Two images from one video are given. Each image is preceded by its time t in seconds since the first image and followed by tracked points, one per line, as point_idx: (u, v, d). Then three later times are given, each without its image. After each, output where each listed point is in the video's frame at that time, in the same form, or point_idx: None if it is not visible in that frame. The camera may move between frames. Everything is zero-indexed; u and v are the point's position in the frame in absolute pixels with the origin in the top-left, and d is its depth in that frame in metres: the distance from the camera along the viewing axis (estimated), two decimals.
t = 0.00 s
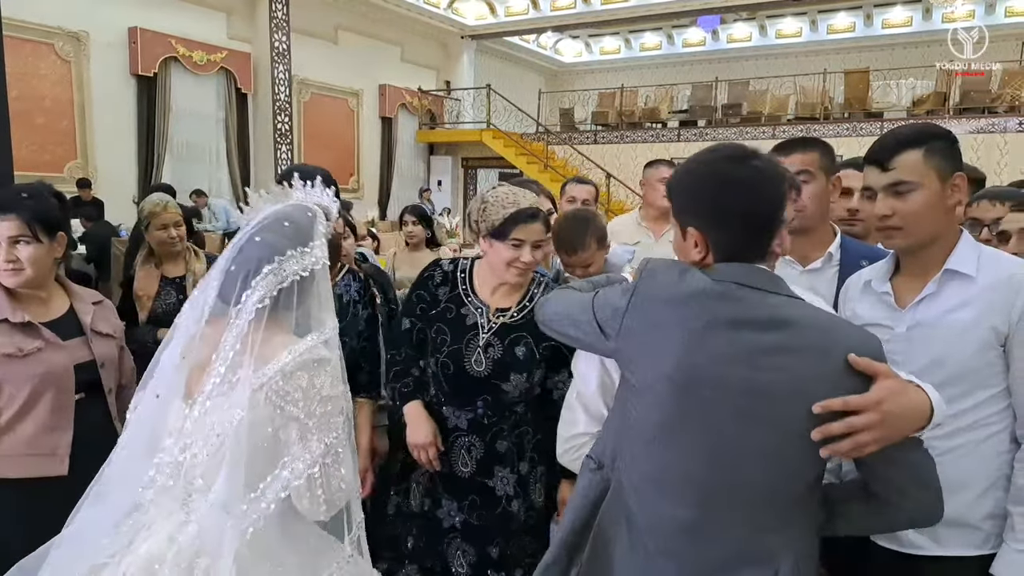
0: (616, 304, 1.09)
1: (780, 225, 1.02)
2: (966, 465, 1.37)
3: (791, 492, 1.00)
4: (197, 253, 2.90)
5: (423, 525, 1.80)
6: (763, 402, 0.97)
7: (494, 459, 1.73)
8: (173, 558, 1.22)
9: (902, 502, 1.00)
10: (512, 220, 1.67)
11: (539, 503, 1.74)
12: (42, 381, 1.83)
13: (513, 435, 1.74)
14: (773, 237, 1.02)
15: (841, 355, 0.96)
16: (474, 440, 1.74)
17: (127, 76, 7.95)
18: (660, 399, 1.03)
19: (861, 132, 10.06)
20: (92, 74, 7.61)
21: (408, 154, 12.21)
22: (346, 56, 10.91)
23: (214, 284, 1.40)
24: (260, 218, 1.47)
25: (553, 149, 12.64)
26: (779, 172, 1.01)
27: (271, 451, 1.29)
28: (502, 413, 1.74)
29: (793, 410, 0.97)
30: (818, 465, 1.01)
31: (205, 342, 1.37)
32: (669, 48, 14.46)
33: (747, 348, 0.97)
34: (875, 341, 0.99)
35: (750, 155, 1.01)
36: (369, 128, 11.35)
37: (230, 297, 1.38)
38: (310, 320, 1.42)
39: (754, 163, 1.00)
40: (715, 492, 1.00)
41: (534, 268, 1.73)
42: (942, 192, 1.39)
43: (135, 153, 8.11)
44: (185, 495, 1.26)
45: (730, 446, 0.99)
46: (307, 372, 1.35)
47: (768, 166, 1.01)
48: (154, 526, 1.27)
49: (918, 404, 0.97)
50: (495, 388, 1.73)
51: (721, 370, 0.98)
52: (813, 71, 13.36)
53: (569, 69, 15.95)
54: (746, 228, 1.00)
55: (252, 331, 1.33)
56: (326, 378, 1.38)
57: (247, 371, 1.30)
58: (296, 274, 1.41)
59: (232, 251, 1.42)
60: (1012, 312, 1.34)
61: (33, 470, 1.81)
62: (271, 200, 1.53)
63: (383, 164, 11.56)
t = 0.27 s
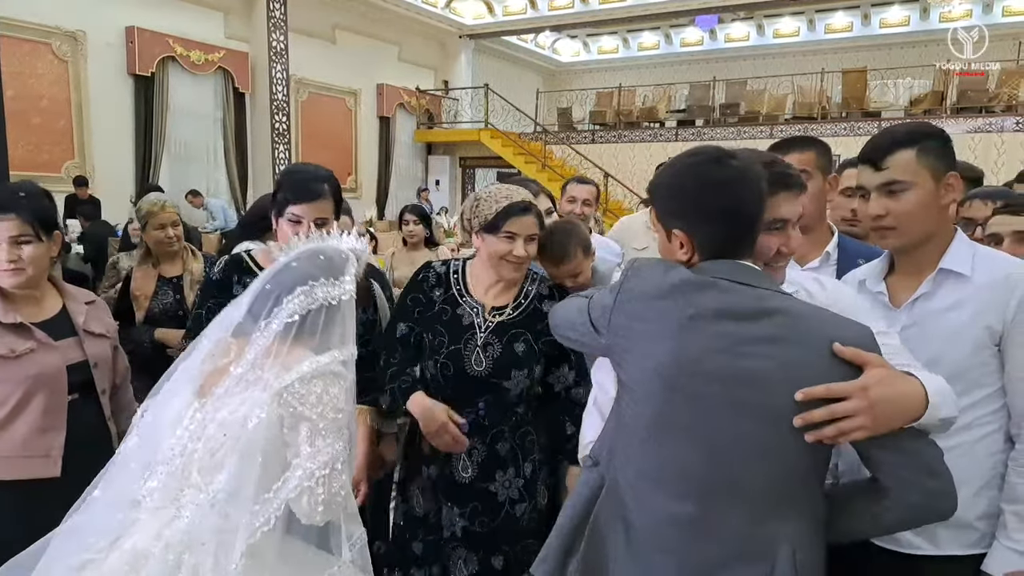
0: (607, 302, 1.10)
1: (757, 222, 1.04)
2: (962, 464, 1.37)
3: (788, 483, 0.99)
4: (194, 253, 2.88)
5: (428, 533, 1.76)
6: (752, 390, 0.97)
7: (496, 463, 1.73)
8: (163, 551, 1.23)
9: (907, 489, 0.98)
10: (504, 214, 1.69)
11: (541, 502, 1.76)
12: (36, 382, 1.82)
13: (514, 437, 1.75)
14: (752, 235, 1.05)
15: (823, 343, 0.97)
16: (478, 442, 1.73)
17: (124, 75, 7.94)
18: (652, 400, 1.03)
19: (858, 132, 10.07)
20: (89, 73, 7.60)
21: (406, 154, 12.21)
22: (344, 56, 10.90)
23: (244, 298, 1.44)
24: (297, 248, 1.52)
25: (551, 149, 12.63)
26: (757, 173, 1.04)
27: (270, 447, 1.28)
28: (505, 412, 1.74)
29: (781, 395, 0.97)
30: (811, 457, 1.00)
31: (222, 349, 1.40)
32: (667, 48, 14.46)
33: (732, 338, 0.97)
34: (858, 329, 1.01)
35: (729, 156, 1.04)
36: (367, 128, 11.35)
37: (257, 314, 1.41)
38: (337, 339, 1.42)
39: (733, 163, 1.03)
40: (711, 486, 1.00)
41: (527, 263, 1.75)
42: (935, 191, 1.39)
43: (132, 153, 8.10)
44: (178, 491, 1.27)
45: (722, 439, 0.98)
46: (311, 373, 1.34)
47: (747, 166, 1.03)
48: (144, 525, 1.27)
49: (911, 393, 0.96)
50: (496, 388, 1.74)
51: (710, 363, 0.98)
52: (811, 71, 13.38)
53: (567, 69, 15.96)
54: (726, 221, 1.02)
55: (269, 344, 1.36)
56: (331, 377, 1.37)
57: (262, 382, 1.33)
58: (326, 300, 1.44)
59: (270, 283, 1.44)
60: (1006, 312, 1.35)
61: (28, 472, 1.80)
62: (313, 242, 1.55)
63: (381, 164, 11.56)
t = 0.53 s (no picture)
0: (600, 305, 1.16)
1: (755, 222, 1.05)
2: (958, 462, 1.37)
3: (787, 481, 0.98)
4: (193, 253, 2.88)
5: (439, 543, 1.73)
6: (740, 389, 0.97)
7: (502, 460, 1.72)
8: (162, 548, 1.22)
9: (902, 491, 0.97)
10: (472, 204, 1.78)
11: (550, 503, 1.75)
12: (35, 383, 1.82)
13: (519, 435, 1.74)
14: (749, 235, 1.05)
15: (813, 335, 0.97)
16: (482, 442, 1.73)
17: (122, 75, 7.93)
18: (643, 402, 1.04)
19: (856, 132, 10.08)
20: (87, 73, 7.59)
21: (404, 154, 12.22)
22: (342, 56, 10.91)
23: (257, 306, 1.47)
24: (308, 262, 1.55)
25: (549, 149, 12.64)
26: (756, 174, 1.04)
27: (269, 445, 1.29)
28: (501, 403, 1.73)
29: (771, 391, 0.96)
30: (810, 454, 0.98)
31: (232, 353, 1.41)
32: (665, 48, 14.48)
33: (720, 338, 0.98)
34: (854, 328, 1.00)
35: (727, 157, 1.04)
36: (365, 128, 11.36)
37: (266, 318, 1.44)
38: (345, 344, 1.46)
39: (732, 164, 1.03)
40: (706, 486, 1.00)
41: (506, 250, 1.78)
42: (925, 192, 1.39)
43: (130, 153, 8.09)
44: (181, 489, 1.27)
45: (714, 438, 0.98)
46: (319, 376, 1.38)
47: (746, 167, 1.04)
48: (143, 521, 1.26)
49: (904, 394, 0.96)
50: (496, 386, 1.74)
51: (703, 362, 0.98)
52: (809, 71, 13.41)
53: (565, 69, 15.97)
54: (724, 220, 1.03)
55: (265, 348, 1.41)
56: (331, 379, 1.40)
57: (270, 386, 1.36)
58: (338, 314, 1.47)
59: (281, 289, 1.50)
60: (998, 311, 1.37)
61: (28, 471, 1.80)
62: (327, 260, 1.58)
63: (379, 164, 11.57)
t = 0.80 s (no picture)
0: (593, 305, 1.19)
1: (756, 221, 1.04)
2: (957, 459, 1.37)
3: (767, 490, 0.98)
4: (190, 253, 2.87)
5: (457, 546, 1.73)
6: (724, 390, 0.98)
7: (524, 466, 1.72)
8: (175, 546, 1.21)
9: (876, 506, 0.97)
10: (500, 202, 1.76)
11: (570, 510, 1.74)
12: (35, 382, 1.82)
13: (540, 439, 1.74)
14: (749, 238, 1.05)
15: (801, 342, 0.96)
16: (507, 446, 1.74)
17: (119, 75, 7.92)
18: (630, 401, 1.06)
19: (854, 132, 10.08)
20: (84, 73, 7.58)
21: (402, 154, 12.20)
22: (340, 56, 10.90)
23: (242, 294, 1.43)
24: (277, 234, 1.49)
25: (547, 149, 12.63)
26: (757, 172, 1.04)
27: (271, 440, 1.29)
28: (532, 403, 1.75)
29: (756, 394, 0.97)
30: (789, 459, 0.98)
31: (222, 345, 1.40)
32: (663, 48, 14.49)
33: (706, 338, 0.99)
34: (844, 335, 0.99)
35: (728, 156, 1.04)
36: (363, 128, 11.34)
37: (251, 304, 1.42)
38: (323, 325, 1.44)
39: (731, 163, 1.03)
40: (693, 488, 1.00)
41: (534, 250, 1.76)
42: (920, 191, 1.40)
43: (127, 153, 8.08)
44: (189, 488, 1.26)
45: (705, 438, 0.99)
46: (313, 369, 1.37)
47: (747, 166, 1.04)
48: (155, 519, 1.26)
49: (889, 410, 0.96)
50: (521, 390, 1.74)
51: (693, 363, 0.99)
52: (807, 71, 13.41)
53: (563, 69, 15.97)
54: (725, 221, 1.03)
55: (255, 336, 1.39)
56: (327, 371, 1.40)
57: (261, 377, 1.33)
58: (321, 294, 1.45)
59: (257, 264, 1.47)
60: (995, 309, 1.37)
61: (29, 471, 1.80)
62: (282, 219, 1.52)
63: (377, 164, 11.55)
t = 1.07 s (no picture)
0: (562, 321, 1.15)
1: (727, 221, 1.07)
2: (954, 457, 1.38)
3: (751, 496, 1.01)
4: (186, 252, 2.86)
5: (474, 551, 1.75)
6: (706, 398, 0.99)
7: (549, 475, 1.69)
8: (188, 545, 1.19)
9: (842, 510, 1.01)
10: (551, 207, 1.75)
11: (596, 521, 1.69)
12: (36, 381, 1.82)
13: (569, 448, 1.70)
14: (723, 236, 1.08)
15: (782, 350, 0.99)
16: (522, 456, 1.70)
17: (116, 75, 7.91)
18: (611, 411, 1.05)
19: (851, 132, 10.08)
20: (82, 73, 7.57)
21: (400, 154, 12.19)
22: (338, 55, 10.88)
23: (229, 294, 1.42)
24: (255, 237, 1.48)
25: (545, 149, 12.63)
26: (727, 171, 1.06)
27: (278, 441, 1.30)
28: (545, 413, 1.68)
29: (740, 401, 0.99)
30: (765, 462, 1.01)
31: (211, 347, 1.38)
32: (660, 48, 14.50)
33: (686, 347, 1.00)
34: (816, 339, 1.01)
35: (700, 154, 1.06)
36: (361, 128, 11.33)
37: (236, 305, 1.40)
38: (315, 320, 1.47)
39: (703, 163, 1.05)
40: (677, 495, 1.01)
41: (581, 260, 1.74)
42: (918, 191, 1.40)
43: (125, 153, 8.07)
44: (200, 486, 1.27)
45: (692, 445, 1.00)
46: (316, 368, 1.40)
47: (720, 164, 1.06)
48: (167, 516, 1.24)
49: (859, 425, 0.99)
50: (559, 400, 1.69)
51: (679, 370, 1.00)
52: (804, 71, 13.41)
53: (561, 69, 15.97)
54: (713, 228, 1.06)
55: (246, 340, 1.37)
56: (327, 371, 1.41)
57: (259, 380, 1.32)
58: (310, 295, 1.46)
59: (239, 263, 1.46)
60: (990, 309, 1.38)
61: (30, 470, 1.80)
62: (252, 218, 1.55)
63: (375, 164, 11.54)
